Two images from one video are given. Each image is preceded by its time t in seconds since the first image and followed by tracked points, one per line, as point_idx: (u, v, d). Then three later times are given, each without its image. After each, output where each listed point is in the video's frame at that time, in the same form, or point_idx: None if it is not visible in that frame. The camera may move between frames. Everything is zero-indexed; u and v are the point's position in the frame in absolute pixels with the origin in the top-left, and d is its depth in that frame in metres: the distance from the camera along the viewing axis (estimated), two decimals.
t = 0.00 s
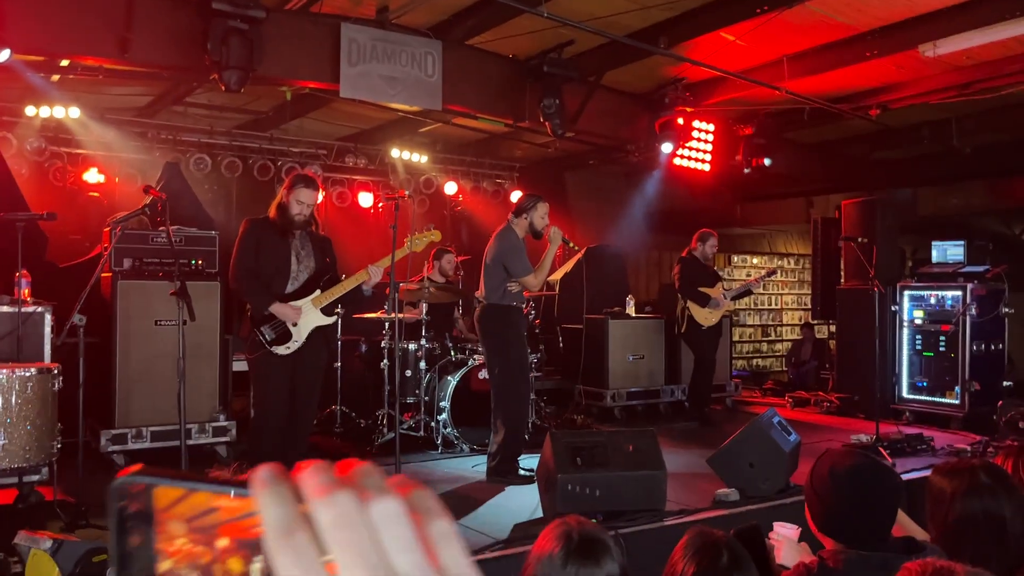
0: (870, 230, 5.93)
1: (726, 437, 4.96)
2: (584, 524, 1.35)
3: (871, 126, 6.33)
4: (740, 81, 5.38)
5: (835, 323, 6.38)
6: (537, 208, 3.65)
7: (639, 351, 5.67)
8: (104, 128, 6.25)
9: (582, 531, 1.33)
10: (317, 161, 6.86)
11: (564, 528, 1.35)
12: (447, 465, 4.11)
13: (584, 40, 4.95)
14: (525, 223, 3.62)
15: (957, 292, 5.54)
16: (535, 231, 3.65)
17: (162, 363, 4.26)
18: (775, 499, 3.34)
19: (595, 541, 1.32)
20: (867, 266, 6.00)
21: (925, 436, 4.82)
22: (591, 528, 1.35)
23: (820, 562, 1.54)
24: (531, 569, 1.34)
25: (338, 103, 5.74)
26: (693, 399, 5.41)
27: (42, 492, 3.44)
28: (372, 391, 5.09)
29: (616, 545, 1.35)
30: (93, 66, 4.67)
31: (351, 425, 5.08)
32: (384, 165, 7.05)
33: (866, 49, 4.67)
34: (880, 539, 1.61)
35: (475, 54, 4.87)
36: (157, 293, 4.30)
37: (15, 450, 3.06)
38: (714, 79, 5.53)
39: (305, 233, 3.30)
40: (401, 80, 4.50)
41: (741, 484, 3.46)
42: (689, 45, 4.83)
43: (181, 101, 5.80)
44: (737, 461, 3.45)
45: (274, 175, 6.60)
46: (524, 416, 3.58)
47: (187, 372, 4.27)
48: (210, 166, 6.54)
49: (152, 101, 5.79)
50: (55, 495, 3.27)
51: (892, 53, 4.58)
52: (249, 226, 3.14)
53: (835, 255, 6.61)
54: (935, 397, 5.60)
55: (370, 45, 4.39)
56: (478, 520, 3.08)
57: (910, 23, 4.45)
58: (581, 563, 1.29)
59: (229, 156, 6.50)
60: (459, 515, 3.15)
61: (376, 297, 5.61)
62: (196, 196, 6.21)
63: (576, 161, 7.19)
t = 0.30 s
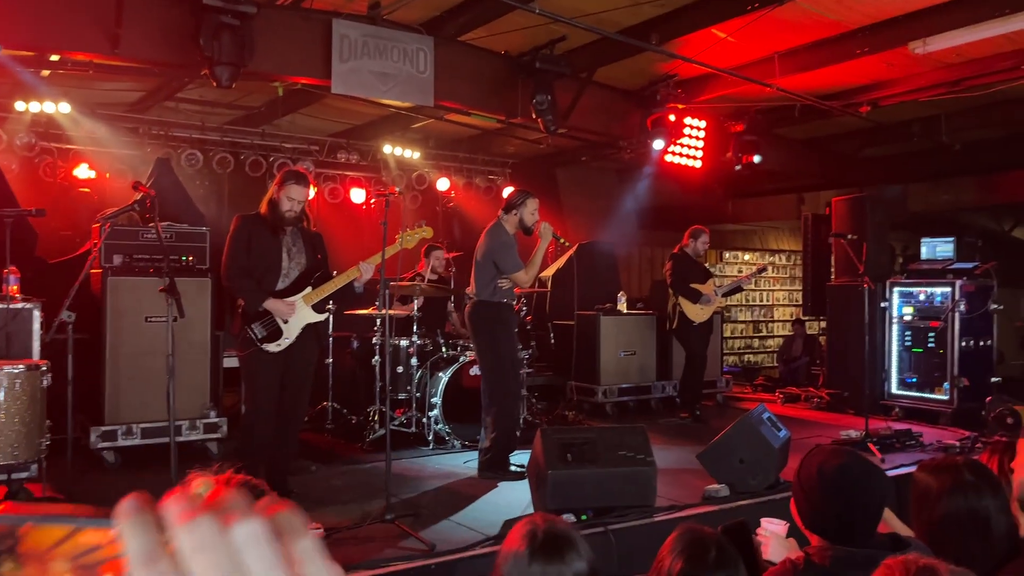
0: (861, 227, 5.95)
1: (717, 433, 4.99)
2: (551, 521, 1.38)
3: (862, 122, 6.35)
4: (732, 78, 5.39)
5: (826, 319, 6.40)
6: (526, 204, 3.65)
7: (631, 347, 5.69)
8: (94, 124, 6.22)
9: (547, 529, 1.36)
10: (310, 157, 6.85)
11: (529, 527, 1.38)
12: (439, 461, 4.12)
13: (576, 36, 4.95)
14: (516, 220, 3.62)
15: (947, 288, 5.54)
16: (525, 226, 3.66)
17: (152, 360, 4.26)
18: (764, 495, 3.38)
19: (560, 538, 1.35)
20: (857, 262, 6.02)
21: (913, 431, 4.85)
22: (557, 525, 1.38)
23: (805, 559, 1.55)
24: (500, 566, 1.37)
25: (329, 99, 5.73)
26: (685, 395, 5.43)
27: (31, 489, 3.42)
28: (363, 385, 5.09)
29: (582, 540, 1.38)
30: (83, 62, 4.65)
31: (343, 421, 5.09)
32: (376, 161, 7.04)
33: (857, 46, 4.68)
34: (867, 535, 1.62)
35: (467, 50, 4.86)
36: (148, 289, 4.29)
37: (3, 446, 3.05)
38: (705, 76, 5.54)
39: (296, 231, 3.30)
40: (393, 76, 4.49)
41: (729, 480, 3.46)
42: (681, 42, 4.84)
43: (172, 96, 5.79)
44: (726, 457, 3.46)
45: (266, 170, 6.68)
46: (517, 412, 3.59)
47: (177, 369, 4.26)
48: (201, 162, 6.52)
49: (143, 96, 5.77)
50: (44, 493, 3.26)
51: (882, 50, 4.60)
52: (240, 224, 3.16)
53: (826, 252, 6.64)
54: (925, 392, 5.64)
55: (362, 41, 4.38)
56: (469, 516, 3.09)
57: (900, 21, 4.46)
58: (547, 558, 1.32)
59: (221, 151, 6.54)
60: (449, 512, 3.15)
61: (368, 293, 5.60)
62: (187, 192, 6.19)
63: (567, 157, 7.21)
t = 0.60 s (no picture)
0: (854, 225, 5.97)
1: (710, 429, 5.00)
2: (525, 519, 1.38)
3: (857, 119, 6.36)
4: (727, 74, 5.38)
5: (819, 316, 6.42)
6: (516, 197, 3.63)
7: (624, 344, 5.70)
8: (87, 119, 6.20)
9: (517, 527, 1.36)
10: (303, 153, 6.85)
11: (502, 525, 1.38)
12: (431, 457, 4.13)
13: (570, 32, 4.94)
14: (507, 213, 3.61)
15: (939, 285, 5.56)
16: (517, 220, 3.66)
17: (143, 355, 4.25)
18: (756, 491, 3.39)
19: (532, 535, 1.35)
20: (850, 259, 6.04)
21: (904, 428, 4.87)
22: (530, 522, 1.38)
23: (794, 555, 1.56)
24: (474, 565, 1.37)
25: (323, 94, 5.71)
26: (678, 391, 5.45)
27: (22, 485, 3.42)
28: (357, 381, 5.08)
29: (556, 536, 1.38)
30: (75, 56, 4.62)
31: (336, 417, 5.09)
32: (370, 156, 7.03)
33: (851, 43, 4.68)
34: (857, 533, 1.62)
35: (461, 46, 4.85)
36: (140, 285, 4.27)
37: None
38: (700, 72, 5.53)
39: (288, 226, 3.28)
40: (386, 71, 4.47)
41: (722, 476, 3.47)
42: (675, 39, 4.83)
43: (165, 91, 5.78)
44: (718, 453, 3.46)
45: (259, 166, 6.68)
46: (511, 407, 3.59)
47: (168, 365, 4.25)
48: (195, 157, 6.50)
49: (136, 91, 5.76)
50: (34, 489, 3.25)
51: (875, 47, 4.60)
52: (232, 219, 3.15)
53: (820, 249, 6.65)
54: (917, 389, 5.66)
55: (355, 36, 4.36)
56: (461, 512, 3.09)
57: (895, 18, 4.45)
58: (519, 555, 1.32)
59: (213, 147, 6.56)
60: (441, 509, 3.15)
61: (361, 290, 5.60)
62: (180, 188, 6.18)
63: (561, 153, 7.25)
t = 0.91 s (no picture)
0: (848, 224, 5.97)
1: (703, 427, 5.00)
2: (526, 515, 1.37)
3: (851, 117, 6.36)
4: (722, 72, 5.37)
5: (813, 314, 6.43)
6: (505, 189, 3.64)
7: (618, 341, 5.70)
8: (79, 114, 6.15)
9: (517, 523, 1.35)
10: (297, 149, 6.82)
11: (501, 519, 1.37)
12: (424, 455, 4.12)
13: (565, 29, 4.92)
14: (497, 206, 3.61)
15: (932, 284, 5.58)
16: (507, 211, 3.66)
17: (134, 352, 4.22)
18: (749, 489, 3.38)
19: (528, 532, 1.33)
20: (844, 257, 6.04)
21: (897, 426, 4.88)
22: (527, 519, 1.37)
23: (788, 555, 1.56)
24: (471, 562, 1.36)
25: (317, 90, 5.69)
26: (671, 389, 5.45)
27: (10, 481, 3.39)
28: (349, 378, 5.07)
29: (553, 533, 1.37)
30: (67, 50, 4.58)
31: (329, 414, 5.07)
32: (364, 153, 7.01)
33: (845, 42, 4.67)
34: (850, 532, 1.62)
35: (455, 42, 4.82)
36: (131, 281, 4.25)
37: None
38: (695, 70, 5.52)
39: (280, 223, 3.26)
40: (380, 67, 4.45)
41: (714, 474, 3.47)
42: (670, 37, 4.82)
43: (158, 87, 5.75)
44: (710, 451, 3.46)
45: (252, 162, 6.63)
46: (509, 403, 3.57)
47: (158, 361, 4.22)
48: (187, 154, 6.45)
49: (129, 86, 5.72)
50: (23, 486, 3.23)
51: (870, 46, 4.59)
52: (223, 215, 3.12)
53: (813, 247, 6.65)
54: (910, 387, 5.67)
55: (349, 31, 4.33)
56: (454, 511, 3.08)
57: (890, 17, 4.45)
58: (514, 551, 1.31)
59: (206, 142, 6.43)
60: (434, 508, 3.12)
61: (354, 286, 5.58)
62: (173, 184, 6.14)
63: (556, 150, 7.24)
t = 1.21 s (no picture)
0: (839, 223, 5.98)
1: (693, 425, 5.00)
2: (529, 510, 1.37)
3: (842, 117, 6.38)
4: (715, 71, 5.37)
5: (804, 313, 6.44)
6: (491, 186, 3.64)
7: (609, 339, 5.71)
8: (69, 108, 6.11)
9: (522, 518, 1.34)
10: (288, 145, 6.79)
11: (507, 514, 1.36)
12: (415, 452, 4.10)
13: (558, 27, 4.91)
14: (486, 202, 3.61)
15: (923, 283, 5.60)
16: (496, 207, 3.66)
17: (123, 347, 4.20)
18: (741, 487, 3.38)
19: (535, 528, 1.33)
20: (835, 256, 6.06)
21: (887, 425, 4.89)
22: (533, 514, 1.36)
23: (780, 551, 1.56)
24: (473, 556, 1.36)
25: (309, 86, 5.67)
26: (662, 387, 5.45)
27: None
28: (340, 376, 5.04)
29: (558, 529, 1.36)
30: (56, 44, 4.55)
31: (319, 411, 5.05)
32: (356, 150, 6.98)
33: (837, 41, 4.69)
34: (842, 529, 1.62)
35: (448, 39, 4.81)
36: (120, 277, 4.22)
37: None
38: (688, 68, 5.52)
39: (270, 218, 3.24)
40: (372, 63, 4.43)
41: (706, 471, 3.47)
42: (663, 34, 4.82)
43: (148, 82, 5.72)
44: (702, 448, 3.46)
45: (244, 158, 6.58)
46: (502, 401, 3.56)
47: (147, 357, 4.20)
48: (178, 149, 6.41)
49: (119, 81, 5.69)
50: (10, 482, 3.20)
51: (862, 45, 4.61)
52: (213, 210, 3.10)
53: (805, 246, 6.66)
54: (900, 386, 5.69)
55: (342, 27, 4.31)
56: (445, 508, 3.07)
57: (882, 16, 4.46)
58: (518, 545, 1.31)
59: (198, 138, 6.41)
60: (425, 505, 3.11)
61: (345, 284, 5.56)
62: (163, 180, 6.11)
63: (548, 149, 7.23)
